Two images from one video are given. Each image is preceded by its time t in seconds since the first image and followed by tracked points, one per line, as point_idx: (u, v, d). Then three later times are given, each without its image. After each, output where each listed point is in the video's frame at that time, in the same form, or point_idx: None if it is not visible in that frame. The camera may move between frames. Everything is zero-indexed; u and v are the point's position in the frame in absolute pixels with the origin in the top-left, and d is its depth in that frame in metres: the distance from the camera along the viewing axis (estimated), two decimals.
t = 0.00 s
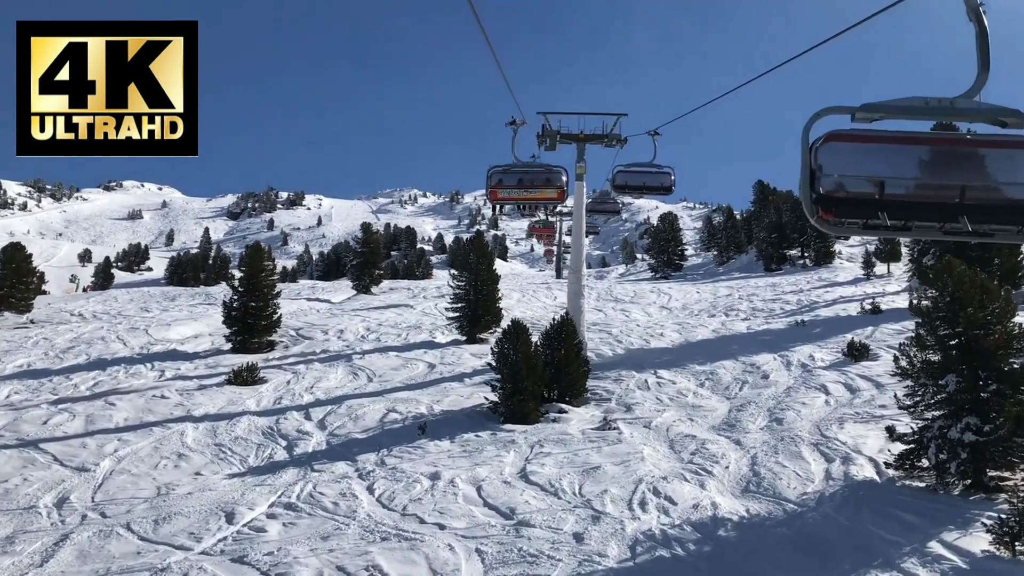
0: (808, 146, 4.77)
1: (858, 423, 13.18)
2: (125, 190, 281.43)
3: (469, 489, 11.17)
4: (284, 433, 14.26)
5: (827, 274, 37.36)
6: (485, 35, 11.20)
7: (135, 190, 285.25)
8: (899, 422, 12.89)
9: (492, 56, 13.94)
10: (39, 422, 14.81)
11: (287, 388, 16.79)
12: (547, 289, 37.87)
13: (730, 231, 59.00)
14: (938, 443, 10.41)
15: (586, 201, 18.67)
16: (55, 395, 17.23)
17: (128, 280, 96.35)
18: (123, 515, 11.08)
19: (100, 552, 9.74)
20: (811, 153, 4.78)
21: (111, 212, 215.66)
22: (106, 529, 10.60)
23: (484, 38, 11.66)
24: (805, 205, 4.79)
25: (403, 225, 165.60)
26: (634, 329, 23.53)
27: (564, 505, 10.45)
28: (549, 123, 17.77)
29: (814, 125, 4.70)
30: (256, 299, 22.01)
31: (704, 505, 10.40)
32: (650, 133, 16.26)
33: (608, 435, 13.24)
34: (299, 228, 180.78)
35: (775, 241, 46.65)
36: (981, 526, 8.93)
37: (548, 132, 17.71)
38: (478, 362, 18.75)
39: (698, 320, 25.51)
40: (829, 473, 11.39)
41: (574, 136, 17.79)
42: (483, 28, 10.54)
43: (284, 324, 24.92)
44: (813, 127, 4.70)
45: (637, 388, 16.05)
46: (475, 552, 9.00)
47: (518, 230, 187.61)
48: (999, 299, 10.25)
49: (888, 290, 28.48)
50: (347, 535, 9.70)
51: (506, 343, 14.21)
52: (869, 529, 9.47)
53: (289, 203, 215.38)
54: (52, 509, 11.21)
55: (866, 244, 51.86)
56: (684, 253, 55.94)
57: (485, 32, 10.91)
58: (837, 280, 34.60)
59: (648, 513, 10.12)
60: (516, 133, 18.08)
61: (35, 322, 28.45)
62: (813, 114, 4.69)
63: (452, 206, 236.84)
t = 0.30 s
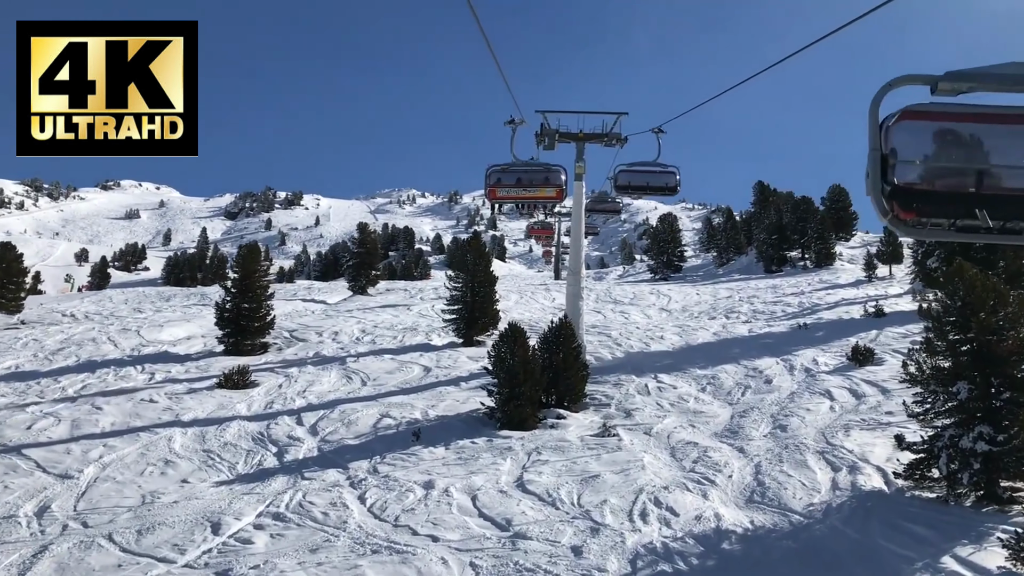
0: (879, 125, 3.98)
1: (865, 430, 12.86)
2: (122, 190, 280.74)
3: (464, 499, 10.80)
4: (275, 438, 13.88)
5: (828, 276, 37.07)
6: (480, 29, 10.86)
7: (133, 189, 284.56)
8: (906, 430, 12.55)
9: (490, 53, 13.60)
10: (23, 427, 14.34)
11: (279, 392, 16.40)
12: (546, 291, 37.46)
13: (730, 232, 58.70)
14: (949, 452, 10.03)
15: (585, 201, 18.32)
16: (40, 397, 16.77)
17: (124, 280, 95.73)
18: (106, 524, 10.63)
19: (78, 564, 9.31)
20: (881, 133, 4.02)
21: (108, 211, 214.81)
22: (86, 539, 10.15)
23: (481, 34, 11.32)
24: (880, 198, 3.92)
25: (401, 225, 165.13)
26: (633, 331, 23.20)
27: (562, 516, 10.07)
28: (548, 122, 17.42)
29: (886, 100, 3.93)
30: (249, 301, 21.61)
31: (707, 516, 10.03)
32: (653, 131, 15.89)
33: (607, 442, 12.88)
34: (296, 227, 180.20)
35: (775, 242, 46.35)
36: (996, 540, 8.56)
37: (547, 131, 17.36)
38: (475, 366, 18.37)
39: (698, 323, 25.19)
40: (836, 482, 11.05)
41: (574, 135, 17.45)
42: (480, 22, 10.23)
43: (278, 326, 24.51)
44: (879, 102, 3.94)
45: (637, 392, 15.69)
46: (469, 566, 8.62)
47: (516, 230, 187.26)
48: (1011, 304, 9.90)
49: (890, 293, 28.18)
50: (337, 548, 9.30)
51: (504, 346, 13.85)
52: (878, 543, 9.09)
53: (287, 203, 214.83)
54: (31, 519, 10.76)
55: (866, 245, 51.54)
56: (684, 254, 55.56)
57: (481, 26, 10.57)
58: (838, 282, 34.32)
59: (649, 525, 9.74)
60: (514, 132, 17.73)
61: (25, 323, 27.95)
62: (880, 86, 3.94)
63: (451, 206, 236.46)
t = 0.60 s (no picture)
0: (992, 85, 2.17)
1: (872, 436, 12.52)
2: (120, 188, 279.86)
3: (459, 508, 10.43)
4: (266, 444, 13.50)
5: (830, 277, 36.78)
6: (478, 23, 10.50)
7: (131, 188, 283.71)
8: (914, 436, 12.19)
9: (489, 49, 13.24)
10: (6, 431, 13.89)
11: (271, 395, 16.01)
12: (544, 291, 37.09)
13: (730, 232, 58.44)
14: (962, 461, 9.64)
15: (584, 200, 17.94)
16: (27, 400, 16.31)
17: (120, 279, 95.18)
18: (88, 535, 10.18)
19: None
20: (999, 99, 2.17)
21: (106, 210, 214.16)
22: (68, 551, 9.69)
23: (479, 27, 10.97)
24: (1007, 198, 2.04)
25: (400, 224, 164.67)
26: (633, 333, 22.82)
27: (560, 526, 9.71)
28: (547, 120, 17.07)
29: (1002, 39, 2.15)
30: (242, 301, 21.22)
31: (710, 527, 9.67)
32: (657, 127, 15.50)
33: (607, 448, 12.52)
34: (295, 226, 179.64)
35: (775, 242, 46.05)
36: (1013, 555, 8.19)
37: (545, 129, 17.01)
38: (472, 369, 17.99)
39: (699, 324, 24.84)
40: (843, 492, 10.70)
41: (573, 133, 17.09)
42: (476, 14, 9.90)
43: (272, 327, 24.13)
44: (1006, 61, 2.26)
45: (637, 397, 15.32)
46: None
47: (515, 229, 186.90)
48: None
49: (893, 294, 27.88)
50: (326, 560, 8.90)
51: (501, 349, 13.50)
52: (890, 557, 8.72)
53: (286, 201, 214.36)
54: (10, 529, 10.31)
55: (867, 245, 51.21)
56: (684, 255, 55.21)
57: (476, 20, 10.28)
58: (839, 282, 34.02)
59: (651, 537, 9.37)
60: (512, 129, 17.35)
61: (16, 323, 27.50)
62: (1005, 44, 2.33)
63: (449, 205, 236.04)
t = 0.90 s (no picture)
0: None
1: (881, 443, 12.16)
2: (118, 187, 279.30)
3: (455, 519, 10.03)
4: (257, 450, 13.11)
5: (832, 277, 36.41)
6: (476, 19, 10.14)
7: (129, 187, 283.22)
8: (926, 444, 11.80)
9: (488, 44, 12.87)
10: None
11: (264, 399, 15.62)
12: (544, 292, 36.55)
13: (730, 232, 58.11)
14: (977, 471, 9.20)
15: (585, 199, 17.55)
16: (13, 403, 15.86)
17: (118, 278, 94.67)
18: (70, 546, 9.72)
19: None
20: None
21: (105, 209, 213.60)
22: (48, 563, 9.22)
23: (478, 23, 10.60)
24: None
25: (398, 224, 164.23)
26: (634, 334, 22.43)
27: (560, 538, 9.32)
28: (547, 118, 16.69)
29: None
30: (236, 302, 20.81)
31: (716, 539, 9.28)
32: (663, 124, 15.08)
33: (608, 455, 12.14)
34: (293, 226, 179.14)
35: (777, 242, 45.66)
36: None
37: (545, 127, 16.62)
38: (470, 372, 17.60)
39: (701, 325, 24.46)
40: (853, 502, 10.32)
41: (573, 131, 16.69)
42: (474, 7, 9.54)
43: (267, 328, 23.73)
44: None
45: (639, 401, 14.93)
46: None
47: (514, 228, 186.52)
48: None
49: (897, 295, 27.52)
50: (316, 575, 8.49)
51: (499, 353, 13.12)
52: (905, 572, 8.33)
53: (285, 201, 213.92)
54: None
55: (869, 245, 50.80)
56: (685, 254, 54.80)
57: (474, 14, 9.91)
58: (842, 283, 33.66)
59: (654, 550, 8.99)
60: (512, 127, 16.96)
61: (7, 324, 27.04)
62: None
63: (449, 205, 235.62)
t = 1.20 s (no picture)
0: None
1: (891, 451, 11.79)
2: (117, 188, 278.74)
3: (452, 532, 9.64)
4: (249, 458, 12.74)
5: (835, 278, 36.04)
6: (477, 15, 9.80)
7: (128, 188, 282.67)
8: (938, 452, 11.43)
9: (487, 43, 12.51)
10: None
11: (257, 405, 15.24)
12: (544, 293, 36.17)
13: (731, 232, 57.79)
14: (996, 482, 8.71)
15: (586, 199, 17.18)
16: None
17: (116, 279, 94.24)
18: (51, 561, 9.32)
19: None
20: None
21: (104, 210, 213.17)
22: None
23: (478, 19, 10.26)
24: None
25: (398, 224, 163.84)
26: (635, 337, 22.06)
27: (561, 553, 8.94)
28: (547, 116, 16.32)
29: None
30: (230, 305, 20.42)
31: (723, 553, 8.89)
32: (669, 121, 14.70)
33: (610, 464, 11.76)
34: (293, 226, 178.80)
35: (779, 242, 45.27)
36: None
37: (544, 126, 16.25)
38: (469, 376, 17.23)
39: (703, 327, 24.09)
40: (865, 513, 9.94)
41: (573, 129, 16.32)
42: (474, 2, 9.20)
43: (263, 331, 23.34)
44: None
45: (641, 407, 14.56)
46: None
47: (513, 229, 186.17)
48: None
49: (902, 296, 27.14)
50: None
51: (498, 357, 12.76)
52: None
53: (284, 201, 213.67)
54: None
55: (871, 245, 50.47)
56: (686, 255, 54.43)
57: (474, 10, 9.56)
58: (845, 284, 33.28)
59: (659, 564, 8.60)
60: (512, 126, 16.59)
61: None
62: None
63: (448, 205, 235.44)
